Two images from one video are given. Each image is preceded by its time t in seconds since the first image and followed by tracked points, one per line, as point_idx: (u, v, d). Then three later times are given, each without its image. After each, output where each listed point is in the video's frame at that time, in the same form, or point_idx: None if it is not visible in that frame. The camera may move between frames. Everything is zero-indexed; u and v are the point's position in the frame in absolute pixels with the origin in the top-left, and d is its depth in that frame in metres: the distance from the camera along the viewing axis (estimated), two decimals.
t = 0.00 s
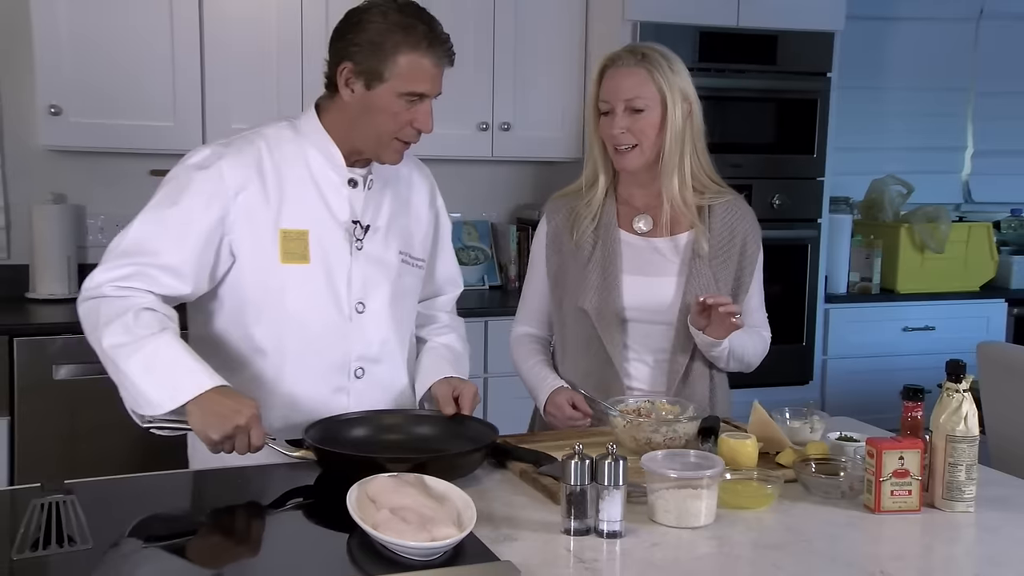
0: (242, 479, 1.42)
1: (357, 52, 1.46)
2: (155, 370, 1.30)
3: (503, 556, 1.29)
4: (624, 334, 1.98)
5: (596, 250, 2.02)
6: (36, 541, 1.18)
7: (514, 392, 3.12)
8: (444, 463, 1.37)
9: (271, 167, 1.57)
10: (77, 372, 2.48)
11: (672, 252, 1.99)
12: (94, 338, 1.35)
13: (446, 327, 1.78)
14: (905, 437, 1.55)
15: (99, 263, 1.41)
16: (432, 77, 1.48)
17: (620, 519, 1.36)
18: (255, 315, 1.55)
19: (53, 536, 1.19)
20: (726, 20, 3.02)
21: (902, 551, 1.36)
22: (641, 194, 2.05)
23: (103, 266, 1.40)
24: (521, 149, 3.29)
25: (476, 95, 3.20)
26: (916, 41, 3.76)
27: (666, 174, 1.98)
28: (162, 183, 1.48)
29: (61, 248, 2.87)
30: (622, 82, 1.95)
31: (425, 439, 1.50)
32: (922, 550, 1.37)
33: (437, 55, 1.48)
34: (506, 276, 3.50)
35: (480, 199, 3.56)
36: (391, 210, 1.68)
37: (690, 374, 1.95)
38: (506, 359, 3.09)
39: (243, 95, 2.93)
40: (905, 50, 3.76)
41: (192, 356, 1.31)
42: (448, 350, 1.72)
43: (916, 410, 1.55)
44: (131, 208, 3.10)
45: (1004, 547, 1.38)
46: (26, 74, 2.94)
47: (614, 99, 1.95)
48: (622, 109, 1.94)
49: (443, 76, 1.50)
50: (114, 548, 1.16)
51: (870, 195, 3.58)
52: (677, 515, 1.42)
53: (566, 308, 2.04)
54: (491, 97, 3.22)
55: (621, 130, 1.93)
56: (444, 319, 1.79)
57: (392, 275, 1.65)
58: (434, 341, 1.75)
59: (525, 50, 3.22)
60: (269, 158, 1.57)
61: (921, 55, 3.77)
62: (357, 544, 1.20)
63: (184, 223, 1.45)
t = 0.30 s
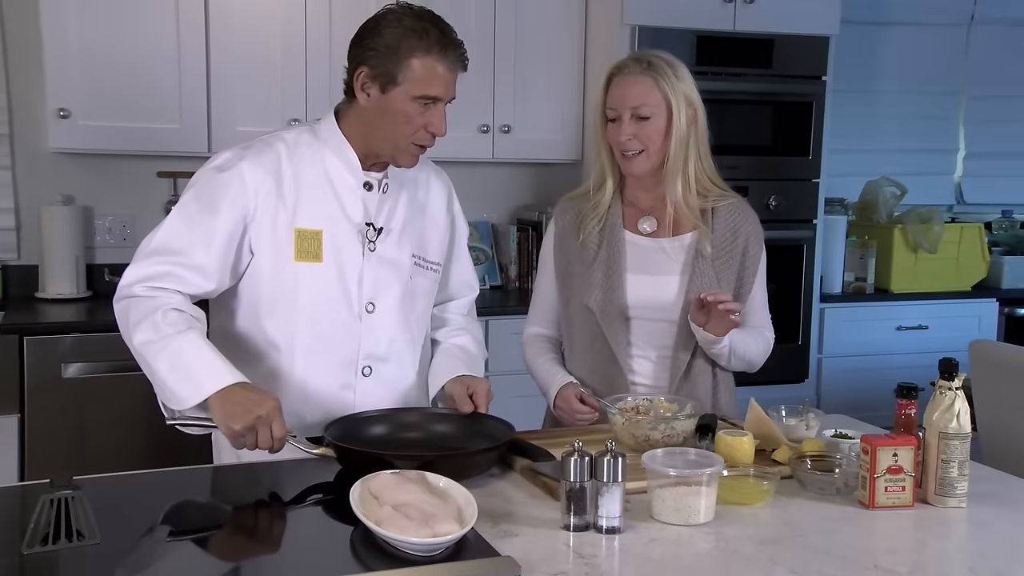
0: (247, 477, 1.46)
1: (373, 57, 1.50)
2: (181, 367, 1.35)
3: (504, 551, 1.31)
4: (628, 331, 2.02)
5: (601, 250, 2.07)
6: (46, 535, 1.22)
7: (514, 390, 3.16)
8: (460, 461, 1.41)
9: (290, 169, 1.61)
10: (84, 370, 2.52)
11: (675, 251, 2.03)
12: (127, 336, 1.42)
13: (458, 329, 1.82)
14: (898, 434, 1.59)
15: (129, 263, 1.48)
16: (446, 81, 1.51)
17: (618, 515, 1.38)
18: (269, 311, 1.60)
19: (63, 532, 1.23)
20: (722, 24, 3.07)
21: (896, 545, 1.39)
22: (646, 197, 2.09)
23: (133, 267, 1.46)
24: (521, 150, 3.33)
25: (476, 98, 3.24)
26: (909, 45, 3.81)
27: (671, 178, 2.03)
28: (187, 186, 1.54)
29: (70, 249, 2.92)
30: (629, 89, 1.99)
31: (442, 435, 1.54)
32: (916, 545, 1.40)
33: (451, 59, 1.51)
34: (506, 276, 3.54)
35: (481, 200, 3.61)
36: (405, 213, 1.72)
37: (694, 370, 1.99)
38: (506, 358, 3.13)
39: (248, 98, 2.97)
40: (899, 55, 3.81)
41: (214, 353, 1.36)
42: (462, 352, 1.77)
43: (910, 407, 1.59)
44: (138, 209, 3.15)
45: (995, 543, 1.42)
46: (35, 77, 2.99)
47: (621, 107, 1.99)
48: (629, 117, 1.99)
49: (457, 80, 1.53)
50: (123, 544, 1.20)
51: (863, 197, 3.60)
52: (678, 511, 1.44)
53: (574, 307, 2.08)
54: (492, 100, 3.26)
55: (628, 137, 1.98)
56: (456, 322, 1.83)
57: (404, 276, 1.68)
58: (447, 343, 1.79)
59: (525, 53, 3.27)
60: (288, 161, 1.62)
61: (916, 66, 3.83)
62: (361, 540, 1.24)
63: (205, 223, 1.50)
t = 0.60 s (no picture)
0: (252, 474, 1.50)
1: (356, 56, 1.54)
2: (191, 375, 1.40)
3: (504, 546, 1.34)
4: (633, 329, 2.06)
5: (606, 250, 2.11)
6: (55, 530, 1.26)
7: (514, 388, 3.20)
8: (468, 459, 1.45)
9: (277, 173, 1.65)
10: (93, 368, 2.57)
11: (681, 250, 2.07)
12: (132, 347, 1.46)
13: (452, 326, 1.87)
14: (891, 432, 1.64)
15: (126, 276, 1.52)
16: (429, 75, 1.55)
17: (616, 511, 1.41)
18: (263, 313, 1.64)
19: (71, 526, 1.28)
20: (719, 28, 3.11)
21: (888, 541, 1.43)
22: (650, 198, 2.13)
23: (132, 279, 1.50)
24: (521, 153, 3.37)
25: (477, 101, 3.29)
26: (902, 50, 3.87)
27: (674, 179, 2.07)
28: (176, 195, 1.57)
29: (78, 249, 2.98)
30: (633, 92, 2.03)
31: (455, 433, 1.59)
32: (907, 540, 1.43)
33: (432, 54, 1.55)
34: (506, 276, 3.58)
35: (481, 201, 3.65)
36: (395, 212, 1.76)
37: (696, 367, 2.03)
38: (506, 357, 3.18)
39: (252, 101, 3.02)
40: (892, 59, 3.87)
41: (221, 357, 1.41)
42: (459, 348, 1.82)
43: (903, 405, 1.63)
44: (145, 211, 3.20)
45: (985, 538, 1.46)
46: (46, 82, 3.04)
47: (624, 109, 2.04)
48: (632, 119, 2.03)
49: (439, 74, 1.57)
50: (130, 538, 1.24)
51: (857, 198, 3.66)
52: (675, 508, 1.47)
53: (580, 306, 2.12)
54: (492, 102, 3.30)
55: (631, 139, 2.03)
56: (450, 318, 1.88)
57: (396, 274, 1.73)
58: (443, 340, 1.84)
59: (525, 56, 3.31)
60: (275, 165, 1.66)
61: (908, 70, 3.89)
62: (363, 537, 1.28)
63: (197, 231, 1.54)
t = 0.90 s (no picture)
0: (260, 470, 1.55)
1: (335, 57, 1.57)
2: (189, 363, 1.44)
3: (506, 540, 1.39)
4: (635, 328, 2.12)
5: (608, 251, 2.17)
6: (67, 522, 1.32)
7: (514, 385, 3.26)
8: (468, 453, 1.50)
9: (261, 178, 1.69)
10: (102, 365, 2.62)
11: (680, 251, 2.13)
12: (123, 351, 1.48)
13: (431, 321, 1.94)
14: (882, 427, 1.69)
15: (111, 290, 1.53)
16: (408, 77, 1.58)
17: (614, 505, 1.45)
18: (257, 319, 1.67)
19: (82, 519, 1.33)
20: (714, 33, 3.17)
21: (879, 533, 1.47)
22: (650, 200, 2.19)
23: (120, 291, 1.52)
24: (521, 155, 3.43)
25: (477, 104, 3.34)
26: (891, 54, 4.00)
27: (674, 180, 2.12)
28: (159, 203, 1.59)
29: (89, 249, 3.05)
30: (634, 95, 2.09)
31: (457, 429, 1.64)
32: (897, 533, 1.48)
33: (411, 56, 1.58)
34: (506, 276, 3.64)
35: (481, 202, 3.71)
36: (378, 213, 1.82)
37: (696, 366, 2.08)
38: (506, 354, 3.24)
39: (258, 104, 3.08)
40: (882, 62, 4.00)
41: (216, 343, 1.46)
42: (442, 343, 1.89)
43: (893, 401, 1.68)
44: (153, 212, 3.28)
45: (972, 530, 1.50)
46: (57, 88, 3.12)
47: (625, 111, 2.10)
48: (632, 121, 2.09)
49: (419, 76, 1.60)
50: (138, 530, 1.30)
51: (849, 199, 3.70)
52: (671, 502, 1.51)
53: (583, 306, 2.18)
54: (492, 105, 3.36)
55: (631, 140, 2.08)
56: (429, 312, 1.95)
57: (383, 274, 1.79)
58: (426, 336, 1.90)
59: (524, 60, 3.37)
60: (258, 170, 1.69)
61: (897, 75, 4.03)
62: (367, 531, 1.33)
63: (184, 239, 1.56)
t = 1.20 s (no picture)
0: (266, 468, 1.60)
1: (376, 67, 1.61)
2: (280, 347, 1.48)
3: (506, 534, 1.43)
4: (635, 328, 2.17)
5: (608, 252, 2.21)
6: (77, 516, 1.37)
7: (514, 383, 3.31)
8: (468, 449, 1.55)
9: (305, 180, 1.70)
10: (110, 363, 2.73)
11: (678, 252, 2.18)
12: (208, 349, 1.49)
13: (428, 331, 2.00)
14: (875, 423, 1.71)
15: (180, 292, 1.51)
16: (448, 90, 1.63)
17: (611, 500, 1.50)
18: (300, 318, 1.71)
19: (92, 512, 1.38)
20: (710, 38, 3.23)
21: (870, 527, 1.51)
22: (649, 202, 2.24)
23: (191, 292, 1.51)
24: (521, 157, 3.48)
25: (478, 106, 3.39)
26: (882, 59, 4.12)
27: (673, 183, 2.17)
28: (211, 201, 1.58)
29: (97, 249, 3.13)
30: (634, 98, 2.14)
31: (457, 425, 1.69)
32: (889, 527, 1.51)
33: (451, 69, 1.63)
34: (506, 275, 3.69)
35: (482, 203, 3.76)
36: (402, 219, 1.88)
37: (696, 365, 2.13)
38: (506, 352, 3.29)
39: (261, 107, 3.15)
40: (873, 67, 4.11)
41: (296, 323, 1.50)
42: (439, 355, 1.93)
43: (886, 398, 1.70)
44: (160, 213, 3.36)
45: (962, 524, 1.54)
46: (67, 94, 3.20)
47: (625, 114, 2.14)
48: (632, 124, 2.14)
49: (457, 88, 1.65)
50: (146, 524, 1.34)
51: (843, 200, 3.80)
52: (668, 496, 1.56)
53: (583, 307, 2.22)
54: (492, 108, 3.41)
55: (632, 143, 2.13)
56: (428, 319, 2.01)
57: (406, 276, 1.85)
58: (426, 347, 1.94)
59: (524, 64, 3.42)
60: (302, 172, 1.70)
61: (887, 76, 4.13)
62: (371, 525, 1.37)
63: (247, 242, 1.57)
